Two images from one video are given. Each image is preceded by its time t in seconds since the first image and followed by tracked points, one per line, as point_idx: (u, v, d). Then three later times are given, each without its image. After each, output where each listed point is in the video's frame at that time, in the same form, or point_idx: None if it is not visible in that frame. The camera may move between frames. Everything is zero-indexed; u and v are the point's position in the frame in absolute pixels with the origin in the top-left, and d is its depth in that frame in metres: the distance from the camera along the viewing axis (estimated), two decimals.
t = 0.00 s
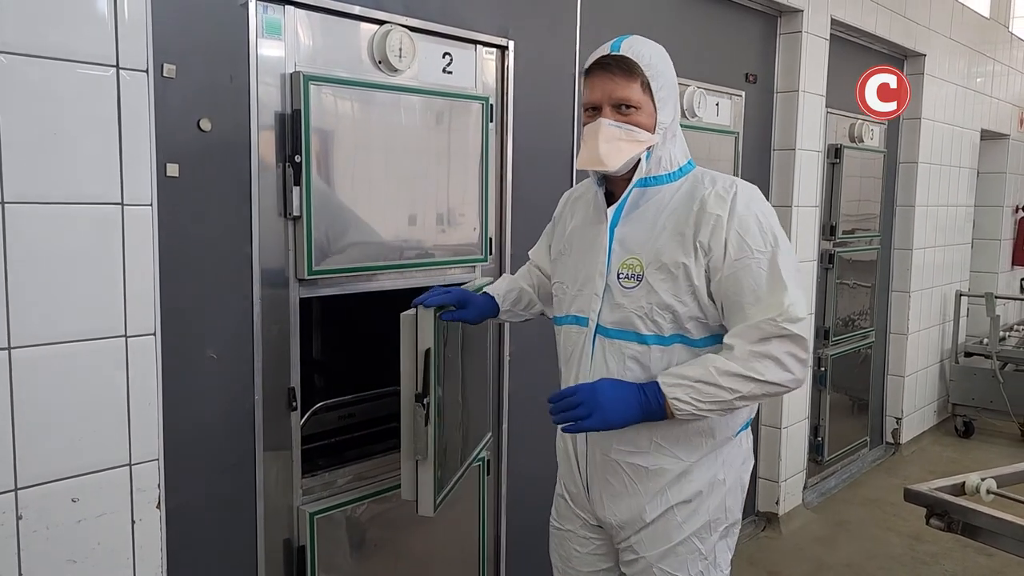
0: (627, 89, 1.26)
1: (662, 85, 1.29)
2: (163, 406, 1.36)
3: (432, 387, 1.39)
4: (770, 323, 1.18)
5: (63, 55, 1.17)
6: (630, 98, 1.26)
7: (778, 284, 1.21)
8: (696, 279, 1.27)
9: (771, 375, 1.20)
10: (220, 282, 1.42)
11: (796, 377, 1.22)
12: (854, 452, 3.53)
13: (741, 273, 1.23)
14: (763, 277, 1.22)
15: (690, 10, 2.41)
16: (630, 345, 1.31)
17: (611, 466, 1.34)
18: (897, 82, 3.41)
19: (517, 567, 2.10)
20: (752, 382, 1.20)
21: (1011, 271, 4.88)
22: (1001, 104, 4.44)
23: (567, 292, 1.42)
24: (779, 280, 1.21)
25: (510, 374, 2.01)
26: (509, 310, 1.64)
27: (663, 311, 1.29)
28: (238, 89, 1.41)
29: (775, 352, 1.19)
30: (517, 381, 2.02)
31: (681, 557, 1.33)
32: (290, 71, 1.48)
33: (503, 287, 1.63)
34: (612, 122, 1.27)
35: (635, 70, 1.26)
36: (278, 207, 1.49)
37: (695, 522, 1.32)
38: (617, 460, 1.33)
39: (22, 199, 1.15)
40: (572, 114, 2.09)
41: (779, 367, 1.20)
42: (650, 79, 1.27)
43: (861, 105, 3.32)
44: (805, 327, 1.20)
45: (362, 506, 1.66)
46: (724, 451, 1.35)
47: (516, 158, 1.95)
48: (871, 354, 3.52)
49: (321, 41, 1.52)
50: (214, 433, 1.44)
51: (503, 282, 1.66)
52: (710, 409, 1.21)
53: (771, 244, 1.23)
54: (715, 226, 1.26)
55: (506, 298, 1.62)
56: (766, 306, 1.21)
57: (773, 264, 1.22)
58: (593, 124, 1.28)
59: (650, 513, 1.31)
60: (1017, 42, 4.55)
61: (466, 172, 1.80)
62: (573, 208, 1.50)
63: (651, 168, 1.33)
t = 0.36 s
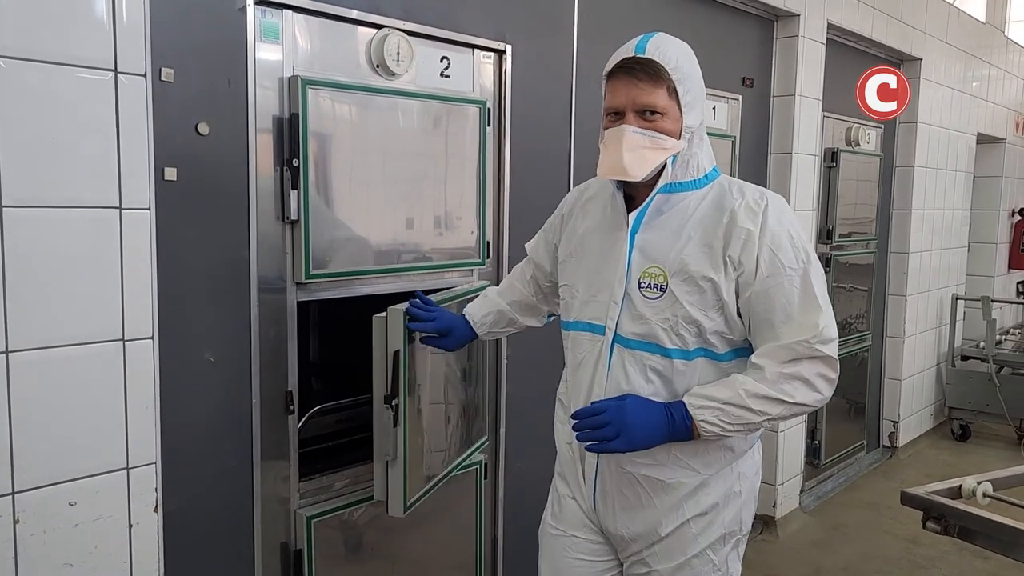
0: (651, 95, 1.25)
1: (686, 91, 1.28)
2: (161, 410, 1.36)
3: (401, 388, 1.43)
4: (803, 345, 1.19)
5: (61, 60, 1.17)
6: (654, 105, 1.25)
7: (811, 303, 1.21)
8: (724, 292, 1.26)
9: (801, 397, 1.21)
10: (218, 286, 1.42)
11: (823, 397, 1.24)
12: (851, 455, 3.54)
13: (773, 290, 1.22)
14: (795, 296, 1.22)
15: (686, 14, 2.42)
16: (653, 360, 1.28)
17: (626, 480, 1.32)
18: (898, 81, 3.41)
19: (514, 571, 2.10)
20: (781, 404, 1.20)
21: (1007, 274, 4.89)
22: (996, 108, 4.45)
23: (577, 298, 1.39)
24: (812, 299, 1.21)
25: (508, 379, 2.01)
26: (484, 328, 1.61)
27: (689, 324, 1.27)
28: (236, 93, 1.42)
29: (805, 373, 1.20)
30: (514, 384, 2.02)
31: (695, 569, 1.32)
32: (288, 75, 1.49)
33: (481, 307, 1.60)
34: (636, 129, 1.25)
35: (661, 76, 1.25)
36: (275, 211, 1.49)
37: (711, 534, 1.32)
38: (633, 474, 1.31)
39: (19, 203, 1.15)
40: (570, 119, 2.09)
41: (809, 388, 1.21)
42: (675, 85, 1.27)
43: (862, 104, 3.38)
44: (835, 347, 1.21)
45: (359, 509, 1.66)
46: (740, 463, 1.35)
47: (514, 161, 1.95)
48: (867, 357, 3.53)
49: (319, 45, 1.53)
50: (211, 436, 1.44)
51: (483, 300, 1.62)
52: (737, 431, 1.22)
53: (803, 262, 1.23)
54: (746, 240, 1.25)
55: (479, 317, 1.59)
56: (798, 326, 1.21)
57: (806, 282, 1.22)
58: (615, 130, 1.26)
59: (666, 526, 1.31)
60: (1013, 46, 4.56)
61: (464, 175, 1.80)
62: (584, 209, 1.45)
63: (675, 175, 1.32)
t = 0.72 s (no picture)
0: (604, 93, 1.24)
1: (636, 90, 1.27)
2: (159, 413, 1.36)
3: (331, 385, 1.52)
4: (767, 335, 1.18)
5: (60, 63, 1.18)
6: (606, 103, 1.24)
7: (772, 291, 1.20)
8: (684, 290, 1.25)
9: (770, 389, 1.20)
10: (217, 289, 1.43)
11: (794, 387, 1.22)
12: (849, 459, 3.54)
13: (733, 282, 1.22)
14: (755, 285, 1.21)
15: (684, 18, 2.43)
16: (620, 365, 1.27)
17: (607, 493, 1.31)
18: (898, 82, 3.46)
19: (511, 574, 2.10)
20: (750, 398, 1.19)
21: (1004, 278, 4.90)
22: (993, 112, 4.47)
23: (536, 312, 1.36)
24: (772, 286, 1.20)
25: (505, 382, 2.01)
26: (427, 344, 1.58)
27: (654, 326, 1.26)
28: (234, 96, 1.42)
29: (771, 364, 1.19)
30: (511, 388, 2.02)
31: None
32: (286, 78, 1.49)
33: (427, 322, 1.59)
34: (589, 127, 1.24)
35: (612, 74, 1.24)
36: (273, 214, 1.49)
37: (696, 543, 1.32)
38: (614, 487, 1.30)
39: (19, 207, 1.16)
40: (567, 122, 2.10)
41: (777, 378, 1.20)
42: (626, 83, 1.26)
43: (861, 104, 3.38)
44: (799, 334, 1.20)
45: (357, 512, 1.66)
46: (720, 468, 1.35)
47: (512, 165, 1.96)
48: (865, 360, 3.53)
49: (317, 49, 1.53)
50: (209, 439, 1.44)
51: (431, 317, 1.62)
52: (708, 428, 1.20)
53: (759, 251, 1.22)
54: (702, 234, 1.24)
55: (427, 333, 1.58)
56: (760, 316, 1.19)
57: (765, 270, 1.21)
58: (568, 130, 1.24)
59: (652, 539, 1.30)
60: (1010, 50, 4.57)
61: (461, 179, 1.80)
62: (534, 223, 1.43)
63: (628, 176, 1.30)
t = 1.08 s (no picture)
0: (530, 92, 1.24)
1: (563, 86, 1.28)
2: (157, 417, 1.36)
3: (297, 380, 1.54)
4: (722, 312, 1.18)
5: (59, 68, 1.18)
6: (535, 101, 1.24)
7: (720, 265, 1.21)
8: (633, 278, 1.26)
9: (728, 368, 1.20)
10: (214, 293, 1.43)
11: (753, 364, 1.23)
12: (846, 462, 3.54)
13: (680, 262, 1.23)
14: (701, 264, 1.22)
15: (681, 22, 2.44)
16: (575, 364, 1.27)
17: (579, 501, 1.30)
18: (897, 82, 3.50)
19: None
20: (709, 379, 1.19)
21: (1000, 282, 4.91)
22: (989, 116, 4.48)
23: (489, 319, 1.35)
24: (720, 260, 1.21)
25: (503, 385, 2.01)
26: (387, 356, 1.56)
27: (608, 320, 1.26)
28: (232, 101, 1.42)
29: (728, 343, 1.19)
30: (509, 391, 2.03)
31: None
32: (285, 83, 1.49)
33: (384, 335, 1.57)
34: (521, 127, 1.24)
35: (537, 72, 1.25)
36: (272, 218, 1.50)
37: (674, 543, 1.33)
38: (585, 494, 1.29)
39: (17, 211, 1.16)
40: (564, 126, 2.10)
41: (734, 356, 1.20)
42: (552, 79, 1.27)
43: (861, 105, 3.43)
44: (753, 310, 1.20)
45: (355, 516, 1.67)
46: (689, 463, 1.36)
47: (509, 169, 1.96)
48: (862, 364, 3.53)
49: (316, 53, 1.53)
50: (206, 443, 1.44)
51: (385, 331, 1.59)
52: (670, 416, 1.20)
53: (703, 229, 1.24)
54: (646, 218, 1.25)
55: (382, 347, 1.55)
56: (711, 293, 1.20)
57: (711, 247, 1.23)
58: (500, 132, 1.24)
59: (631, 545, 1.29)
60: (1005, 54, 4.59)
61: (459, 183, 1.81)
62: (477, 231, 1.42)
63: (566, 171, 1.31)
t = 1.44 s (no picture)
0: (531, 91, 1.17)
1: (567, 86, 1.20)
2: (152, 422, 1.36)
3: (293, 386, 1.54)
4: (716, 327, 1.09)
5: (55, 73, 1.18)
6: (536, 100, 1.17)
7: (718, 279, 1.12)
8: (629, 287, 1.18)
9: (722, 386, 1.11)
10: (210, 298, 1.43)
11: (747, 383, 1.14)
12: (842, 467, 3.54)
13: (676, 272, 1.14)
14: (700, 275, 1.13)
15: (677, 27, 2.44)
16: (570, 376, 1.20)
17: (577, 520, 1.25)
18: (898, 82, 3.49)
19: None
20: (700, 397, 1.10)
21: (995, 286, 4.92)
22: (984, 121, 4.50)
23: (488, 330, 1.29)
24: (718, 273, 1.12)
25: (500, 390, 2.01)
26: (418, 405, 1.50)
27: (603, 331, 1.19)
28: (229, 105, 1.42)
29: (723, 360, 1.10)
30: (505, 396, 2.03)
31: None
32: (281, 87, 1.49)
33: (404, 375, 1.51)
34: (519, 127, 1.16)
35: (539, 70, 1.17)
36: (268, 223, 1.50)
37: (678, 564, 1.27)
38: (583, 512, 1.24)
39: (13, 216, 1.16)
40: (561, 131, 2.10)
41: (728, 374, 1.12)
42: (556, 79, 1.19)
43: (861, 104, 3.44)
44: (751, 327, 1.11)
45: (351, 522, 1.66)
46: (692, 480, 1.30)
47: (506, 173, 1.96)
48: (858, 368, 3.54)
49: (313, 58, 1.54)
50: (202, 449, 1.44)
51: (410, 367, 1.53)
52: (658, 433, 1.11)
53: (703, 239, 1.15)
54: (643, 225, 1.17)
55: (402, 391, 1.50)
56: (709, 306, 1.11)
57: (710, 258, 1.13)
58: (497, 131, 1.17)
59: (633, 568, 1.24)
60: (999, 60, 4.61)
61: (455, 188, 1.81)
62: (479, 241, 1.38)
63: (564, 176, 1.24)
